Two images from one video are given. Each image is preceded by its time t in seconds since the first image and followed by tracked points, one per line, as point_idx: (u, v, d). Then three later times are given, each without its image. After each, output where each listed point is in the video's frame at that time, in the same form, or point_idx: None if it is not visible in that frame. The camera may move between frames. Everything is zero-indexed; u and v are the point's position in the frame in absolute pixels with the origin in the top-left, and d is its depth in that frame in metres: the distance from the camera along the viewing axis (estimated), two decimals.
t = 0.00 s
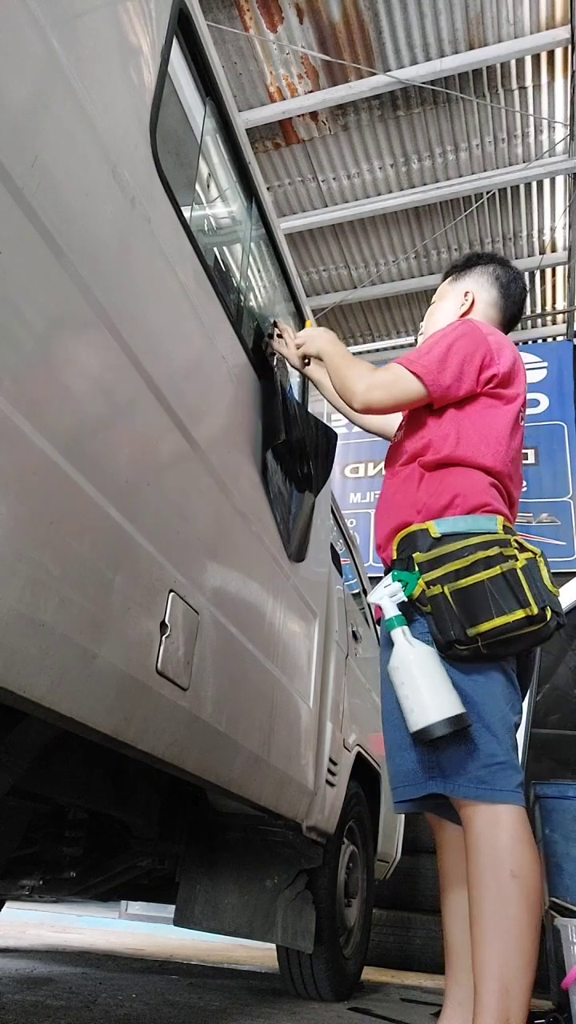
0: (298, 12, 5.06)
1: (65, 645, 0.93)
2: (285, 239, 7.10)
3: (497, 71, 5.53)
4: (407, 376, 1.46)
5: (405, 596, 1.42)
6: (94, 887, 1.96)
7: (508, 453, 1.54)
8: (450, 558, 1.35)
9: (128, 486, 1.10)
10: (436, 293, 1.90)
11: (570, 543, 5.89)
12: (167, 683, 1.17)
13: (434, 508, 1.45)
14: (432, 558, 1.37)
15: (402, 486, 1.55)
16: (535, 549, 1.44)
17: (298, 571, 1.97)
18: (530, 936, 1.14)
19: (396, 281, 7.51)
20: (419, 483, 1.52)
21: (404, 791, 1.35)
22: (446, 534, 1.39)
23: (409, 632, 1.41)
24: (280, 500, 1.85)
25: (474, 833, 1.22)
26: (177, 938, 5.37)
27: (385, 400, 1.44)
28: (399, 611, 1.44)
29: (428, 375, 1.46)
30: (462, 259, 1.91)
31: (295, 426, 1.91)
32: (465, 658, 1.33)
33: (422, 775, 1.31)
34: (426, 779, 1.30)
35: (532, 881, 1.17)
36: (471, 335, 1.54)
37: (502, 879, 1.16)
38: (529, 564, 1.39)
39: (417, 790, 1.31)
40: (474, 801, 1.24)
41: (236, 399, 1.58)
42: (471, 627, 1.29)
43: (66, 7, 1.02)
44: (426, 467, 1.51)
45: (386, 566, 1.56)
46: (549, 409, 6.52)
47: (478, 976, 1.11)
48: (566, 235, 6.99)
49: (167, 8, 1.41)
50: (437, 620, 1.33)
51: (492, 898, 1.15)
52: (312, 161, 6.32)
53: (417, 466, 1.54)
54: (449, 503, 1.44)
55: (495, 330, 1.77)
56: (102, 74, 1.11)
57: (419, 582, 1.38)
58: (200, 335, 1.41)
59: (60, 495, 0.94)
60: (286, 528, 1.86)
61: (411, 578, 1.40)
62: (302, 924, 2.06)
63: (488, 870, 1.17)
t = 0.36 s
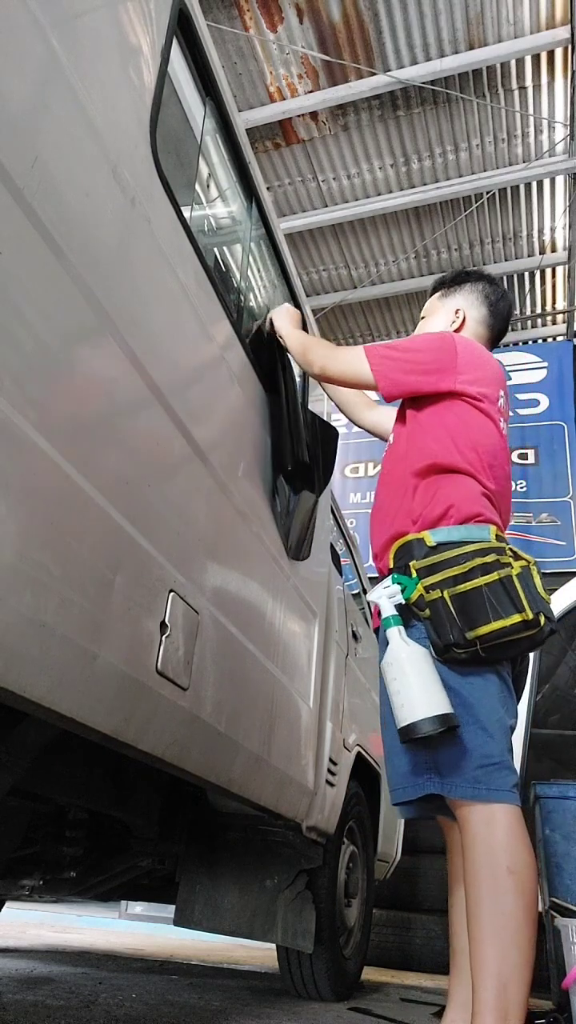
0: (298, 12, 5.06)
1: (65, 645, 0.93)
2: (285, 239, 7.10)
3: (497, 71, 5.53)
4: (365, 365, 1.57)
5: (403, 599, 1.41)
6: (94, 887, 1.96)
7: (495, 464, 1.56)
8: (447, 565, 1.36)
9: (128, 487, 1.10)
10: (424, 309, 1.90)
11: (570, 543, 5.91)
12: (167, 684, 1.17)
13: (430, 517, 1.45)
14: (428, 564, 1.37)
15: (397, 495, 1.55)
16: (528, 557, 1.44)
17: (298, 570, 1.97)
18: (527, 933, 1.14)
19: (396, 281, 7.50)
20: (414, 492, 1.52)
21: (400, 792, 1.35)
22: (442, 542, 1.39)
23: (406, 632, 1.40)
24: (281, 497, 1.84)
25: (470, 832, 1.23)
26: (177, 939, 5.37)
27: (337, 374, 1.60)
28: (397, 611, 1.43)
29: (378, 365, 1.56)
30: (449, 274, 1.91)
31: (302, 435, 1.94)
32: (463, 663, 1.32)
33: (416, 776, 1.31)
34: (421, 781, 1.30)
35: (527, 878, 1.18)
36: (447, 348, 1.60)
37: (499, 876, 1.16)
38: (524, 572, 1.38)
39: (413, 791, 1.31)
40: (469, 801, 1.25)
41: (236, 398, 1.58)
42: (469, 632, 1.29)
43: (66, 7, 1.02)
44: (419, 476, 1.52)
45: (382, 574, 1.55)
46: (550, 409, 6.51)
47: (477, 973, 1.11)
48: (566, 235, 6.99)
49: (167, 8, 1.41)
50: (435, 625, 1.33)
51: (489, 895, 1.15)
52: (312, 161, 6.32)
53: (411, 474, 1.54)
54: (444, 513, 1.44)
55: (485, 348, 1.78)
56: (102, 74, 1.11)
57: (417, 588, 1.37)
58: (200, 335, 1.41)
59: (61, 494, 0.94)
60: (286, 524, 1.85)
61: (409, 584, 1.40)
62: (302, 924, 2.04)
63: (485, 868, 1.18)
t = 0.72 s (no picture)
0: (298, 12, 5.06)
1: (65, 646, 0.93)
2: (285, 239, 7.10)
3: (497, 71, 5.53)
4: (357, 367, 1.59)
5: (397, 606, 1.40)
6: (94, 887, 1.96)
7: (486, 469, 1.57)
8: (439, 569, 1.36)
9: (127, 487, 1.10)
10: (413, 318, 1.89)
11: (570, 543, 5.93)
12: (167, 684, 1.17)
13: (423, 522, 1.45)
14: (421, 569, 1.37)
15: (391, 500, 1.56)
16: (520, 558, 1.44)
17: (298, 571, 1.97)
18: (525, 931, 1.14)
19: (396, 281, 7.50)
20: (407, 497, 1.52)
21: (399, 795, 1.34)
22: (435, 547, 1.40)
23: (402, 639, 1.40)
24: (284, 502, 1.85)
25: (468, 832, 1.23)
26: (177, 939, 5.37)
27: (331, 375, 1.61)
28: (391, 619, 1.43)
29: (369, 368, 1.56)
30: (439, 283, 1.91)
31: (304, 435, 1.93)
32: (457, 665, 1.32)
33: (414, 778, 1.31)
34: (419, 783, 1.30)
35: (525, 876, 1.18)
36: (438, 353, 1.61)
37: (495, 875, 1.16)
38: (515, 573, 1.39)
39: (411, 793, 1.31)
40: (467, 802, 1.24)
41: (236, 399, 1.58)
42: (462, 634, 1.29)
43: (66, 7, 1.02)
44: (412, 481, 1.52)
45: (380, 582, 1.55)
46: (550, 409, 6.51)
47: (476, 973, 1.11)
48: (566, 235, 6.99)
49: (167, 8, 1.41)
50: (429, 630, 1.33)
51: (486, 894, 1.15)
52: (312, 161, 6.32)
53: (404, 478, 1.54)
54: (436, 518, 1.45)
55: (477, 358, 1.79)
56: (102, 75, 1.11)
57: (410, 594, 1.38)
58: (200, 335, 1.41)
59: (61, 494, 0.94)
60: (289, 529, 1.86)
61: (403, 589, 1.40)
62: (302, 923, 2.05)
63: (482, 867, 1.18)
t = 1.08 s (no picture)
0: (298, 12, 5.06)
1: (65, 646, 0.93)
2: (285, 239, 7.10)
3: (497, 71, 5.53)
4: (354, 366, 1.58)
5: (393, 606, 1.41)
6: (94, 887, 1.96)
7: (481, 469, 1.57)
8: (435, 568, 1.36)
9: (127, 487, 1.10)
10: (404, 319, 1.89)
11: (570, 543, 5.92)
12: (167, 684, 1.17)
13: (419, 522, 1.45)
14: (418, 569, 1.37)
15: (388, 501, 1.56)
16: (516, 558, 1.44)
17: (298, 571, 1.97)
18: (524, 930, 1.14)
19: (396, 281, 7.50)
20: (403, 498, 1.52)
21: (397, 796, 1.34)
22: (431, 547, 1.40)
23: (398, 640, 1.41)
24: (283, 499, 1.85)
25: (466, 832, 1.23)
26: (177, 939, 5.37)
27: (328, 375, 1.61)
28: (387, 619, 1.44)
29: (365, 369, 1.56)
30: (429, 284, 1.91)
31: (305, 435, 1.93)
32: (454, 664, 1.32)
33: (412, 778, 1.31)
34: (417, 783, 1.30)
35: (523, 874, 1.18)
36: (433, 354, 1.61)
37: (494, 874, 1.16)
38: (512, 573, 1.39)
39: (409, 793, 1.31)
40: (464, 802, 1.24)
41: (236, 398, 1.58)
42: (458, 634, 1.29)
43: (67, 7, 1.02)
44: (409, 482, 1.52)
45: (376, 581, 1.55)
46: (550, 409, 6.50)
47: (475, 973, 1.11)
48: (566, 235, 6.99)
49: (167, 8, 1.41)
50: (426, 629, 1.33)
51: (485, 893, 1.15)
52: (312, 161, 6.32)
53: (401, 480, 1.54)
54: (432, 518, 1.45)
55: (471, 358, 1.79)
56: (102, 75, 1.11)
57: (407, 594, 1.37)
58: (200, 335, 1.41)
59: (61, 494, 0.94)
60: (288, 526, 1.85)
61: (400, 589, 1.40)
62: (302, 924, 2.05)
63: (481, 867, 1.18)
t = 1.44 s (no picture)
0: (298, 12, 5.06)
1: (65, 646, 0.93)
2: (285, 239, 7.10)
3: (497, 71, 5.53)
4: (348, 363, 1.59)
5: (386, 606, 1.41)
6: (94, 887, 1.96)
7: (475, 467, 1.57)
8: (428, 567, 1.36)
9: (127, 487, 1.10)
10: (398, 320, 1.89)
11: (570, 543, 5.94)
12: (166, 684, 1.17)
13: (413, 522, 1.45)
14: (411, 569, 1.37)
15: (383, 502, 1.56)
16: (512, 556, 1.44)
17: (298, 571, 1.97)
18: (523, 930, 1.14)
19: (396, 281, 7.50)
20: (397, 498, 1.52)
21: (393, 796, 1.35)
22: (425, 546, 1.40)
23: (391, 639, 1.41)
24: (284, 498, 1.84)
25: (463, 832, 1.23)
26: (177, 938, 5.37)
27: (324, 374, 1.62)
28: (380, 619, 1.44)
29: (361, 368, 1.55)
30: (423, 283, 1.90)
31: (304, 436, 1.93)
32: (449, 664, 1.33)
33: (408, 778, 1.31)
34: (412, 783, 1.30)
35: (521, 874, 1.18)
36: (425, 353, 1.61)
37: (492, 874, 1.16)
38: (506, 571, 1.38)
39: (405, 793, 1.31)
40: (460, 801, 1.24)
41: (236, 399, 1.58)
42: (450, 633, 1.29)
43: (67, 8, 1.02)
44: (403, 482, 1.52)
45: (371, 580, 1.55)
46: (549, 409, 6.50)
47: (474, 973, 1.11)
48: (566, 235, 6.99)
49: (167, 8, 1.41)
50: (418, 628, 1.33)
51: (483, 894, 1.15)
52: (312, 161, 6.32)
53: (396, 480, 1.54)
54: (426, 517, 1.44)
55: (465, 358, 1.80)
56: (102, 76, 1.11)
57: (400, 593, 1.37)
58: (200, 335, 1.41)
59: (61, 494, 0.94)
60: (287, 525, 1.85)
61: (393, 588, 1.40)
62: (302, 924, 2.05)
63: (479, 867, 1.18)
